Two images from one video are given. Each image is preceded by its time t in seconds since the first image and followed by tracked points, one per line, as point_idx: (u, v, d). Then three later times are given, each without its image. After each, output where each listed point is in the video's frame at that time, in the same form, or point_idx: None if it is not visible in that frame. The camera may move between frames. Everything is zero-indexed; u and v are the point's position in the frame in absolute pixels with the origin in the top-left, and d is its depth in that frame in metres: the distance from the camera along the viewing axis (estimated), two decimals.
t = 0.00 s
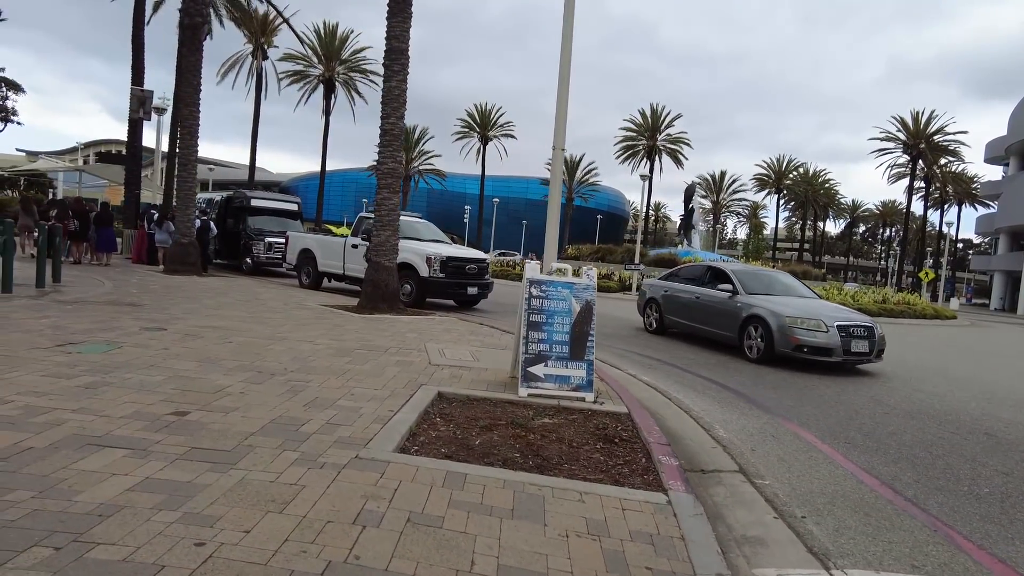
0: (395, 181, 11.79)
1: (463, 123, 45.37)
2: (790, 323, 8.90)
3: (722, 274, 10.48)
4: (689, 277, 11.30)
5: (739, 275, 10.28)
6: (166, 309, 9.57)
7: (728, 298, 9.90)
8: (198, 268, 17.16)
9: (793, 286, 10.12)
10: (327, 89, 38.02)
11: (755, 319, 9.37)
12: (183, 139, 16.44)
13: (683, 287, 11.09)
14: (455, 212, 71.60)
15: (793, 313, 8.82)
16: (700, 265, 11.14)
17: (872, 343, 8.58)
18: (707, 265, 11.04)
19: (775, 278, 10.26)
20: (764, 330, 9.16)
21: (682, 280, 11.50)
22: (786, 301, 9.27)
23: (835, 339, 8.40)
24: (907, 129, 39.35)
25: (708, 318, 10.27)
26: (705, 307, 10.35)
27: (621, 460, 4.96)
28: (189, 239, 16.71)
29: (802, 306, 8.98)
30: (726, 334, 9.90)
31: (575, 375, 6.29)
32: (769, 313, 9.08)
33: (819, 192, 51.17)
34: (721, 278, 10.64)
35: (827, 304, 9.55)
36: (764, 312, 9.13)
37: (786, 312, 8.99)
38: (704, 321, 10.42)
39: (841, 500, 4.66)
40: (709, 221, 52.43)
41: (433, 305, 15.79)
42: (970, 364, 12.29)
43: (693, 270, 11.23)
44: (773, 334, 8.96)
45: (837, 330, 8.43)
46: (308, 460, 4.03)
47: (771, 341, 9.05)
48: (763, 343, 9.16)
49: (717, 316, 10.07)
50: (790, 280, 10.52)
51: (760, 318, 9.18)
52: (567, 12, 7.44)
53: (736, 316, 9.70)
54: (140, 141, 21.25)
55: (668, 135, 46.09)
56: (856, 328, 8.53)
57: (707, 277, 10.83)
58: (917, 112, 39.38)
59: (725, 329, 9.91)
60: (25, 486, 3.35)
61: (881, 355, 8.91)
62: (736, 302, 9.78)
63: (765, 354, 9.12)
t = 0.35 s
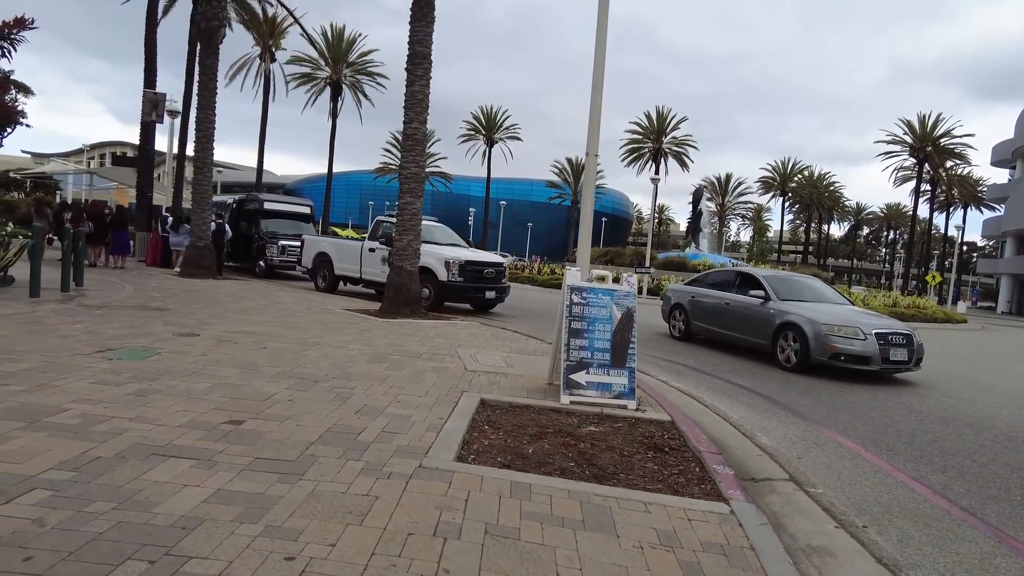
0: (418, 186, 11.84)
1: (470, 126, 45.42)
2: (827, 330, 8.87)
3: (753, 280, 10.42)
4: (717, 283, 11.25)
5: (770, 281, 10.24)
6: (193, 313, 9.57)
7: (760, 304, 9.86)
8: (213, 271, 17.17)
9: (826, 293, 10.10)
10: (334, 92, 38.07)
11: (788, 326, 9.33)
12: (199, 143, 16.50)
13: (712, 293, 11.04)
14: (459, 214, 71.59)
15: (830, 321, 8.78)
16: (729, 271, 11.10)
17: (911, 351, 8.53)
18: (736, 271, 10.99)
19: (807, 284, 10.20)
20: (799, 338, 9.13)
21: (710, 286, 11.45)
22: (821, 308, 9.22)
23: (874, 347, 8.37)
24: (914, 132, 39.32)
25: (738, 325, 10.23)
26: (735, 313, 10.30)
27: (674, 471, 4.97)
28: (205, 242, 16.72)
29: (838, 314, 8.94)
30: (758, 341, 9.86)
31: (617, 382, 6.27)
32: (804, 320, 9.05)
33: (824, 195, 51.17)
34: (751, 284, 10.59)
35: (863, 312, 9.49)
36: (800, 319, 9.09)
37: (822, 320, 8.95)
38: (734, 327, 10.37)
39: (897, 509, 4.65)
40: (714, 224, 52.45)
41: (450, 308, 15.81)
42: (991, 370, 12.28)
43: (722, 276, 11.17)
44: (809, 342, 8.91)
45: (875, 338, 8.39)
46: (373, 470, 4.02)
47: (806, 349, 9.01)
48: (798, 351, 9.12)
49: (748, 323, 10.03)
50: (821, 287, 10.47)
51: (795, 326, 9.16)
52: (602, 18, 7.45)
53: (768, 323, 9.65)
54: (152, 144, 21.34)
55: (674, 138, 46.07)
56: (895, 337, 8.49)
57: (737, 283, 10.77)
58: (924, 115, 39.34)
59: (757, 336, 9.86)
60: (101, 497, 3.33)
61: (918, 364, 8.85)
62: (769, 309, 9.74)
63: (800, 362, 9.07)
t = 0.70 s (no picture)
0: (438, 196, 11.90)
1: (475, 131, 45.49)
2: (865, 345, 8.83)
3: (785, 291, 10.37)
4: (747, 294, 11.21)
5: (804, 293, 10.19)
6: (218, 325, 9.60)
7: (794, 317, 9.81)
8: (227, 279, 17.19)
9: (860, 305, 10.04)
10: (341, 97, 38.13)
11: (825, 340, 9.28)
12: (214, 151, 16.57)
13: (742, 305, 10.99)
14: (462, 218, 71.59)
15: (868, 336, 8.74)
16: (759, 282, 11.05)
17: (953, 366, 8.46)
18: (767, 282, 10.94)
19: (840, 296, 10.17)
20: (835, 352, 9.10)
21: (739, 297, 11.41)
22: (857, 322, 9.18)
23: (914, 363, 8.32)
24: (919, 137, 39.32)
25: (771, 338, 10.18)
26: (768, 325, 10.26)
27: (721, 489, 4.99)
28: (220, 250, 16.73)
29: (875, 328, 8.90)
30: (792, 355, 9.82)
31: (654, 398, 6.30)
32: (841, 334, 9.02)
33: (828, 199, 51.17)
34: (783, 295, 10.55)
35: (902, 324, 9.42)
36: (836, 333, 9.05)
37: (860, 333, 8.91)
38: (767, 340, 10.33)
39: (947, 528, 4.67)
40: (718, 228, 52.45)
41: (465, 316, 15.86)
42: (1010, 379, 12.29)
43: (752, 287, 11.12)
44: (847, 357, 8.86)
45: (915, 354, 8.34)
46: (433, 492, 4.03)
47: (844, 363, 8.98)
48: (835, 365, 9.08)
49: (782, 336, 9.98)
50: (853, 298, 10.43)
51: (832, 339, 9.13)
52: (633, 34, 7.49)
53: (803, 336, 9.61)
54: (164, 150, 21.36)
55: (679, 143, 46.10)
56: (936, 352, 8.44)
57: (768, 295, 10.72)
58: (929, 120, 39.37)
59: (791, 350, 9.81)
60: (174, 525, 3.35)
61: (961, 378, 8.76)
62: (802, 321, 9.70)
63: (838, 377, 9.03)
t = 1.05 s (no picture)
0: (454, 198, 11.85)
1: (478, 131, 45.46)
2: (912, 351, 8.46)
3: (823, 295, 10.01)
4: (780, 298, 10.85)
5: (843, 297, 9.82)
6: (238, 328, 9.54)
7: (834, 322, 9.45)
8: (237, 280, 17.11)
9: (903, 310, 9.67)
10: (344, 98, 38.09)
11: (867, 346, 8.92)
12: (223, 152, 16.52)
13: (776, 308, 10.64)
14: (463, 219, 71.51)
15: (915, 342, 8.37)
16: (793, 286, 10.69)
17: (1008, 376, 8.07)
18: (802, 285, 10.59)
19: (880, 300, 9.81)
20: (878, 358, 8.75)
21: (772, 301, 11.06)
22: (902, 327, 8.82)
23: (965, 372, 7.96)
24: (922, 137, 39.28)
25: (809, 343, 9.81)
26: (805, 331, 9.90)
27: (765, 496, 4.96)
28: (229, 251, 16.65)
29: (922, 333, 8.52)
30: (831, 361, 9.45)
31: (688, 403, 6.27)
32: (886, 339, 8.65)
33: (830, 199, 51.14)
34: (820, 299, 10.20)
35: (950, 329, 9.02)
36: (879, 339, 8.70)
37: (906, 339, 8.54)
38: (803, 346, 9.95)
39: (997, 536, 4.63)
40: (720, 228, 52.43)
41: (478, 318, 15.81)
42: None
43: (785, 290, 10.77)
44: (892, 364, 8.50)
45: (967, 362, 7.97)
46: (486, 502, 3.98)
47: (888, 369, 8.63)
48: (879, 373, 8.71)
49: (820, 341, 9.62)
50: (889, 301, 10.11)
51: (876, 345, 8.77)
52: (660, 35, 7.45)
53: (843, 342, 9.25)
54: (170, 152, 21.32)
55: (681, 143, 46.07)
56: (989, 359, 8.05)
57: (803, 299, 10.36)
58: (932, 120, 39.35)
59: (830, 356, 9.45)
60: (233, 538, 3.29)
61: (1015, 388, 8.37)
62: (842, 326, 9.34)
63: (882, 386, 8.65)
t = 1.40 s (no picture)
0: (474, 198, 11.79)
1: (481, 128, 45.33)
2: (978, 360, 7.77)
3: (873, 300, 9.39)
4: (824, 301, 10.26)
5: (896, 301, 9.15)
6: (261, 330, 9.46)
7: (887, 328, 8.82)
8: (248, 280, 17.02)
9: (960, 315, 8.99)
10: (348, 95, 37.94)
11: (925, 355, 8.27)
12: (235, 151, 16.43)
13: (820, 313, 10.05)
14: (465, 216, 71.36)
15: (983, 351, 7.69)
16: (839, 290, 10.09)
17: None
18: (849, 288, 9.99)
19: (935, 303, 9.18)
20: (940, 368, 8.06)
21: (815, 305, 10.47)
22: (965, 334, 8.14)
23: None
24: (928, 133, 39.19)
25: (859, 350, 9.19)
26: (854, 337, 9.28)
27: (818, 505, 4.90)
28: (241, 251, 16.55)
29: (989, 341, 7.81)
30: (883, 370, 8.83)
31: (730, 410, 6.24)
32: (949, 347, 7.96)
33: (833, 196, 51.07)
34: (869, 303, 9.59)
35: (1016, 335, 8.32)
36: (941, 347, 8.02)
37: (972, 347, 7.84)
38: (852, 353, 9.34)
39: None
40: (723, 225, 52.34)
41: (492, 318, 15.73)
42: None
43: (830, 294, 10.17)
44: (957, 376, 7.82)
45: None
46: (550, 516, 3.91)
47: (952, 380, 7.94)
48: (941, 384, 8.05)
49: (872, 349, 8.99)
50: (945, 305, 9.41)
51: (937, 353, 8.08)
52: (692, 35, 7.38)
53: (898, 350, 8.60)
54: (178, 150, 21.20)
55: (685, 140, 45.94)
56: None
57: (851, 303, 9.76)
58: (937, 117, 39.27)
59: (883, 364, 8.82)
60: (305, 557, 3.21)
61: None
62: (897, 333, 8.69)
63: (945, 399, 7.97)
